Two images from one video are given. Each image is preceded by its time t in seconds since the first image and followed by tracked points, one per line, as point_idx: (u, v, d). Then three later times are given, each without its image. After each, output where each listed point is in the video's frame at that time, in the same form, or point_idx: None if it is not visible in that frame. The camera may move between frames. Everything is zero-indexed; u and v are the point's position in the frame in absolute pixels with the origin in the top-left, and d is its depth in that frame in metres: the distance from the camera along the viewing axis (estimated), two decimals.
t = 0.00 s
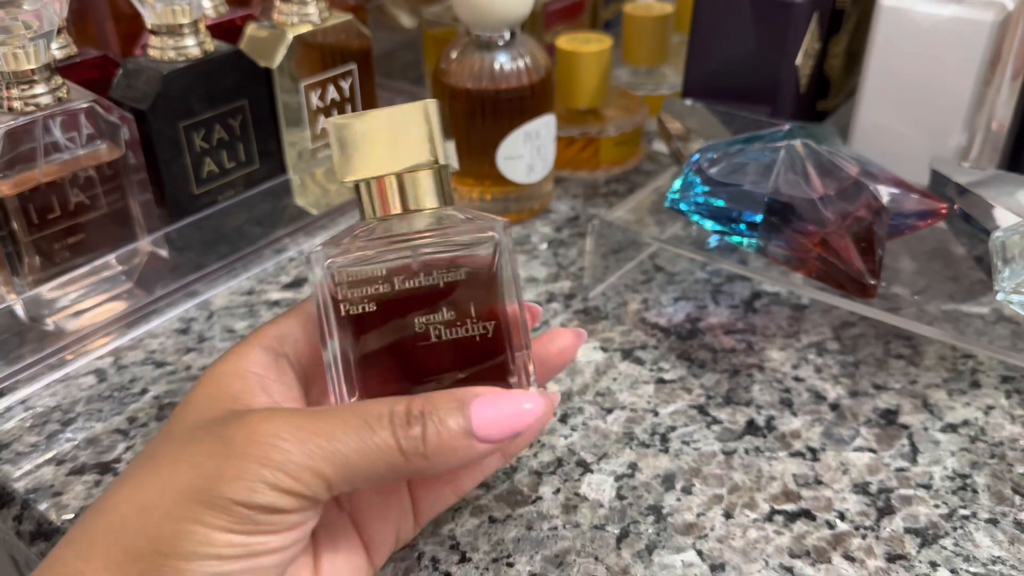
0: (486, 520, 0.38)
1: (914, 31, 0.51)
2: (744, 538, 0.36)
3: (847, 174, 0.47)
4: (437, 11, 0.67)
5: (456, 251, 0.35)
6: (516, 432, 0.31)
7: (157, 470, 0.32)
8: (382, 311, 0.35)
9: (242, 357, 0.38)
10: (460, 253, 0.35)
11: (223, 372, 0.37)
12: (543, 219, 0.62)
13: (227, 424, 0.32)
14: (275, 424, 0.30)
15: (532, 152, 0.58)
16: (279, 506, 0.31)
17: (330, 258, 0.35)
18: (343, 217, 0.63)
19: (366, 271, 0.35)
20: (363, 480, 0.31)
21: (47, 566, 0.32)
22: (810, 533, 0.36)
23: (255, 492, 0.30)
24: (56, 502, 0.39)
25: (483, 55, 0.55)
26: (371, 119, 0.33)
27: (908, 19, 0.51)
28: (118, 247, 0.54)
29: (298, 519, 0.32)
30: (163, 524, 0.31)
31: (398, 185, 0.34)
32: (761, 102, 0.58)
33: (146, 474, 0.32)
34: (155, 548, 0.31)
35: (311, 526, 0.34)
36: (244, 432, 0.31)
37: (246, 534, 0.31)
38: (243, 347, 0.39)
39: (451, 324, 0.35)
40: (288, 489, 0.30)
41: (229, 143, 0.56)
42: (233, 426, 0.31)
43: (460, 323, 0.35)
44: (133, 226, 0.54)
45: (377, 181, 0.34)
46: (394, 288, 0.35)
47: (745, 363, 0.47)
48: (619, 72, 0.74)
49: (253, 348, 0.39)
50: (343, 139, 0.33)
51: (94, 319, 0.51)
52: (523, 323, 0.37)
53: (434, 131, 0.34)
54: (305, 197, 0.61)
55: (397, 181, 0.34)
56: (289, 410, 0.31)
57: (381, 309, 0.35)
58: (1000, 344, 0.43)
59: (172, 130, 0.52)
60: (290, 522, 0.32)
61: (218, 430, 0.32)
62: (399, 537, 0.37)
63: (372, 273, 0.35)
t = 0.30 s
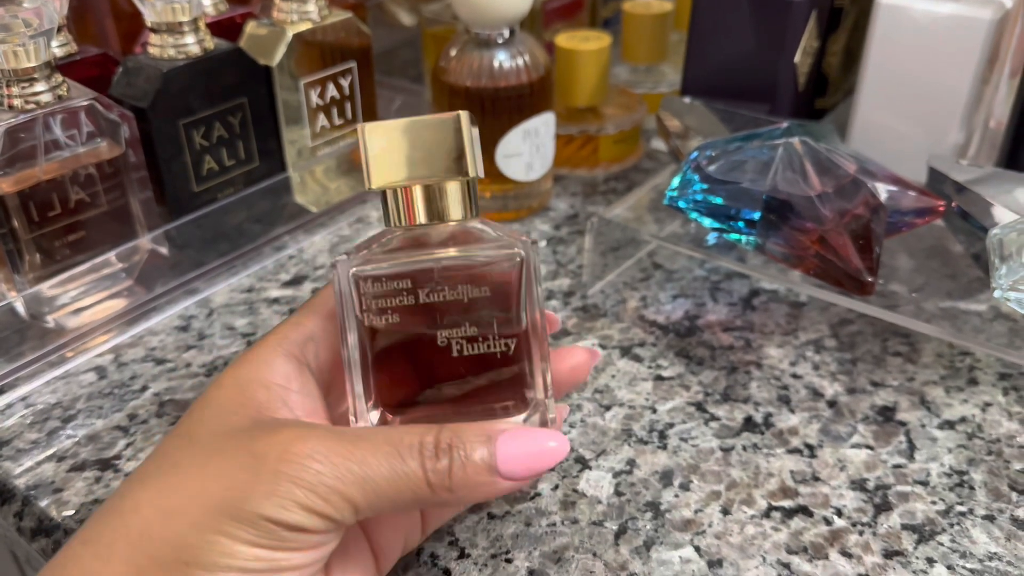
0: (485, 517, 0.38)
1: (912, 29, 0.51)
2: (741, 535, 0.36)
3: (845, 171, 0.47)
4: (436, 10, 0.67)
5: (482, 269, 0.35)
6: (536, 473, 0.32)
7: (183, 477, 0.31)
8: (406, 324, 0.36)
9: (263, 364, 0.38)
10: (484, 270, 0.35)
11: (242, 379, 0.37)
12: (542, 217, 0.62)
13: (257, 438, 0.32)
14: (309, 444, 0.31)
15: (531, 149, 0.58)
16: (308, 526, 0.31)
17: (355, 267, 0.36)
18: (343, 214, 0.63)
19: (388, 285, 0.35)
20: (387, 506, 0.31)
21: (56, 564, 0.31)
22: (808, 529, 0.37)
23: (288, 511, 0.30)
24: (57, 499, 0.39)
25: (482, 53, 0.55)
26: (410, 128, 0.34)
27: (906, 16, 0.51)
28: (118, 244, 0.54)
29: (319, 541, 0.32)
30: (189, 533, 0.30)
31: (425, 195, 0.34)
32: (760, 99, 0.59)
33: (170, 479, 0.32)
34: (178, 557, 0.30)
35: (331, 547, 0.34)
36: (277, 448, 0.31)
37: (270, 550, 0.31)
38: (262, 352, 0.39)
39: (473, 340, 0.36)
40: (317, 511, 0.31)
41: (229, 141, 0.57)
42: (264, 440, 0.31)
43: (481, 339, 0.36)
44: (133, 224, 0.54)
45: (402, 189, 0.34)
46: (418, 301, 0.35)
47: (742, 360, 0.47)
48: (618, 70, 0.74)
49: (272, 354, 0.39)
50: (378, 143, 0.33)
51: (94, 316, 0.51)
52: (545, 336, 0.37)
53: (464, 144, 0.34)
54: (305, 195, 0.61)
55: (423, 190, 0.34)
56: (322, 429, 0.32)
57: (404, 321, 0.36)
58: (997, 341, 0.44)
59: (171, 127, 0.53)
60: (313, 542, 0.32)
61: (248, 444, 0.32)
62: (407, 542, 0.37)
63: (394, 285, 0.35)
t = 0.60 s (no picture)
0: (484, 517, 0.38)
1: (913, 28, 0.51)
2: (740, 535, 0.36)
3: (845, 171, 0.47)
4: (435, 8, 0.67)
5: (504, 271, 0.35)
6: (546, 468, 0.32)
7: (192, 481, 0.31)
8: (427, 321, 0.35)
9: (273, 367, 0.38)
10: (505, 273, 0.35)
11: (252, 382, 0.37)
12: (541, 216, 0.62)
13: (267, 444, 0.32)
14: (320, 452, 0.31)
15: (530, 149, 0.57)
16: (316, 532, 0.31)
17: (379, 260, 0.35)
18: (342, 213, 0.63)
19: (411, 281, 0.35)
20: (395, 514, 0.31)
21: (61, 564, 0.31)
22: (806, 530, 0.37)
23: (298, 518, 0.30)
24: (54, 499, 0.39)
25: (481, 52, 0.55)
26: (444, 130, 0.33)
27: (907, 16, 0.51)
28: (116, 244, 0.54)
29: (326, 548, 0.32)
30: (198, 537, 0.30)
31: (453, 198, 0.34)
32: (759, 99, 0.59)
33: (179, 483, 0.32)
34: (186, 561, 0.30)
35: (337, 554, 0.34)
36: (289, 456, 0.31)
37: (277, 556, 0.31)
38: (273, 355, 0.38)
39: (490, 344, 0.35)
40: (327, 518, 0.31)
41: (227, 140, 0.56)
42: (275, 447, 0.31)
43: (499, 343, 0.35)
44: (131, 223, 0.54)
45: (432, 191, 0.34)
46: (438, 299, 0.35)
47: (742, 360, 0.47)
48: (618, 69, 0.74)
49: (284, 358, 0.38)
50: (413, 145, 0.33)
51: (92, 316, 0.51)
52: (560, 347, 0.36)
53: (498, 152, 0.33)
54: (304, 195, 0.62)
55: (452, 195, 0.34)
56: (333, 437, 0.32)
57: (425, 319, 0.35)
58: (996, 341, 0.43)
59: (169, 127, 0.52)
60: (320, 549, 0.32)
61: (258, 450, 0.32)
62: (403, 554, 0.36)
63: (416, 282, 0.35)
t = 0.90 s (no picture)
0: (483, 517, 0.38)
1: (912, 27, 0.51)
2: (739, 534, 0.36)
3: (844, 170, 0.47)
4: (434, 6, 0.67)
5: (514, 261, 0.35)
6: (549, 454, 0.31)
7: (194, 478, 0.31)
8: (436, 309, 0.35)
9: (275, 365, 0.38)
10: (514, 264, 0.35)
11: (254, 380, 0.37)
12: (540, 215, 0.62)
13: (269, 440, 0.32)
14: (323, 446, 0.31)
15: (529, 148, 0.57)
16: (321, 527, 0.31)
17: (392, 248, 0.35)
18: (341, 212, 0.63)
19: (422, 266, 0.35)
20: (399, 505, 0.31)
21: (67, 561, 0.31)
22: (805, 529, 0.37)
23: (301, 511, 0.30)
24: (53, 498, 0.39)
25: (480, 50, 0.55)
26: (464, 125, 0.34)
27: (906, 15, 0.51)
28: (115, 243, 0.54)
29: (331, 542, 0.32)
30: (202, 532, 0.30)
31: (467, 191, 0.34)
32: (759, 98, 0.59)
33: (181, 480, 0.32)
34: (190, 556, 0.30)
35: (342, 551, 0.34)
36: (291, 450, 0.31)
37: (282, 551, 0.31)
38: (275, 354, 0.38)
39: (498, 333, 0.35)
40: (331, 512, 0.30)
41: (226, 139, 0.56)
42: (277, 442, 0.31)
43: (506, 333, 0.35)
44: (130, 222, 0.54)
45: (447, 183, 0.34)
46: (448, 286, 0.35)
47: (741, 359, 0.47)
48: (617, 67, 0.74)
49: (286, 357, 0.38)
50: (433, 137, 0.34)
51: (91, 314, 0.51)
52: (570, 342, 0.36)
53: (513, 148, 0.34)
54: (304, 194, 0.61)
55: (466, 188, 0.34)
56: (335, 431, 0.31)
57: (435, 305, 0.35)
58: (995, 340, 0.43)
59: (168, 125, 0.52)
60: (324, 543, 0.32)
61: (260, 446, 0.32)
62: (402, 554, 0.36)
63: (428, 268, 0.35)
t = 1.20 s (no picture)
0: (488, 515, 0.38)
1: (914, 26, 0.51)
2: (743, 533, 0.36)
3: (847, 169, 0.47)
4: (437, 6, 0.67)
5: (532, 274, 0.35)
6: (561, 472, 0.32)
7: (217, 482, 0.31)
8: (450, 319, 0.35)
9: (289, 368, 0.38)
10: (530, 276, 0.35)
11: (270, 384, 0.37)
12: (543, 214, 0.62)
13: (294, 448, 0.32)
14: (348, 456, 0.31)
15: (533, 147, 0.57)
16: (342, 535, 0.31)
17: (406, 257, 0.35)
18: (344, 212, 0.63)
19: (438, 278, 0.35)
20: (419, 518, 0.32)
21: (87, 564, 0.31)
22: (809, 527, 0.37)
23: (324, 520, 0.30)
24: (58, 497, 0.39)
25: (483, 50, 0.55)
26: (479, 130, 0.33)
27: (909, 14, 0.51)
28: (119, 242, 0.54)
29: (351, 550, 0.33)
30: (225, 539, 0.30)
31: (481, 197, 0.34)
32: (761, 97, 0.59)
33: (205, 484, 0.32)
34: (214, 563, 0.30)
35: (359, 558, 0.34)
36: (317, 459, 0.31)
37: (304, 559, 0.31)
38: (288, 357, 0.38)
39: (514, 344, 0.35)
40: (353, 522, 0.31)
41: (230, 138, 0.57)
42: (302, 450, 0.31)
43: (522, 344, 0.35)
44: (134, 221, 0.54)
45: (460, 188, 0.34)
46: (464, 299, 0.35)
47: (744, 358, 0.47)
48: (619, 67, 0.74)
49: (298, 360, 0.38)
50: (447, 141, 0.33)
51: (95, 313, 0.51)
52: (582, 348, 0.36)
53: (530, 154, 0.33)
54: (306, 192, 0.62)
55: (479, 194, 0.34)
56: (358, 441, 0.32)
57: (450, 316, 0.35)
58: (998, 339, 0.44)
59: (172, 124, 0.52)
60: (346, 551, 0.32)
61: (284, 453, 0.32)
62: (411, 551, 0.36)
63: (443, 280, 0.35)
